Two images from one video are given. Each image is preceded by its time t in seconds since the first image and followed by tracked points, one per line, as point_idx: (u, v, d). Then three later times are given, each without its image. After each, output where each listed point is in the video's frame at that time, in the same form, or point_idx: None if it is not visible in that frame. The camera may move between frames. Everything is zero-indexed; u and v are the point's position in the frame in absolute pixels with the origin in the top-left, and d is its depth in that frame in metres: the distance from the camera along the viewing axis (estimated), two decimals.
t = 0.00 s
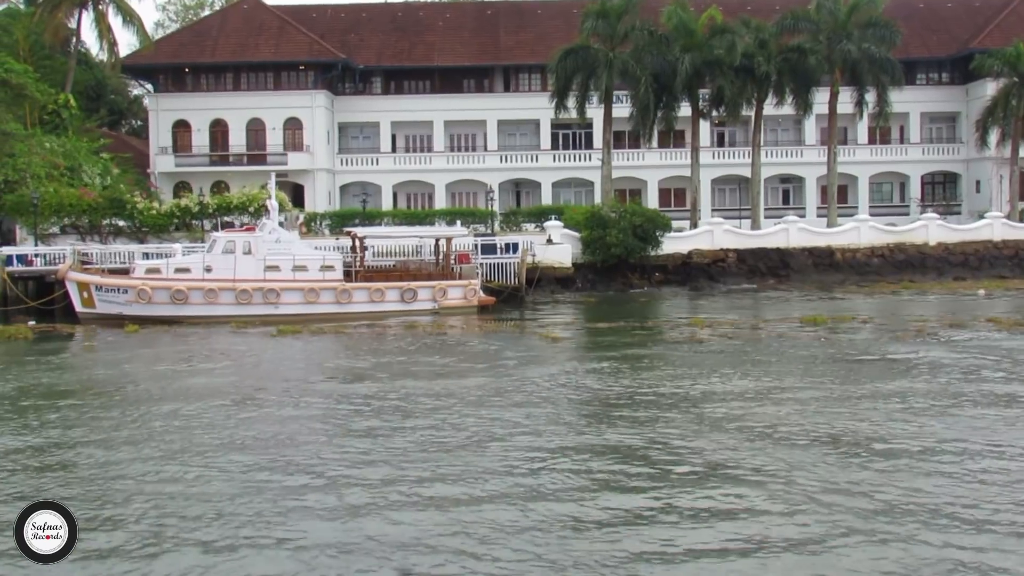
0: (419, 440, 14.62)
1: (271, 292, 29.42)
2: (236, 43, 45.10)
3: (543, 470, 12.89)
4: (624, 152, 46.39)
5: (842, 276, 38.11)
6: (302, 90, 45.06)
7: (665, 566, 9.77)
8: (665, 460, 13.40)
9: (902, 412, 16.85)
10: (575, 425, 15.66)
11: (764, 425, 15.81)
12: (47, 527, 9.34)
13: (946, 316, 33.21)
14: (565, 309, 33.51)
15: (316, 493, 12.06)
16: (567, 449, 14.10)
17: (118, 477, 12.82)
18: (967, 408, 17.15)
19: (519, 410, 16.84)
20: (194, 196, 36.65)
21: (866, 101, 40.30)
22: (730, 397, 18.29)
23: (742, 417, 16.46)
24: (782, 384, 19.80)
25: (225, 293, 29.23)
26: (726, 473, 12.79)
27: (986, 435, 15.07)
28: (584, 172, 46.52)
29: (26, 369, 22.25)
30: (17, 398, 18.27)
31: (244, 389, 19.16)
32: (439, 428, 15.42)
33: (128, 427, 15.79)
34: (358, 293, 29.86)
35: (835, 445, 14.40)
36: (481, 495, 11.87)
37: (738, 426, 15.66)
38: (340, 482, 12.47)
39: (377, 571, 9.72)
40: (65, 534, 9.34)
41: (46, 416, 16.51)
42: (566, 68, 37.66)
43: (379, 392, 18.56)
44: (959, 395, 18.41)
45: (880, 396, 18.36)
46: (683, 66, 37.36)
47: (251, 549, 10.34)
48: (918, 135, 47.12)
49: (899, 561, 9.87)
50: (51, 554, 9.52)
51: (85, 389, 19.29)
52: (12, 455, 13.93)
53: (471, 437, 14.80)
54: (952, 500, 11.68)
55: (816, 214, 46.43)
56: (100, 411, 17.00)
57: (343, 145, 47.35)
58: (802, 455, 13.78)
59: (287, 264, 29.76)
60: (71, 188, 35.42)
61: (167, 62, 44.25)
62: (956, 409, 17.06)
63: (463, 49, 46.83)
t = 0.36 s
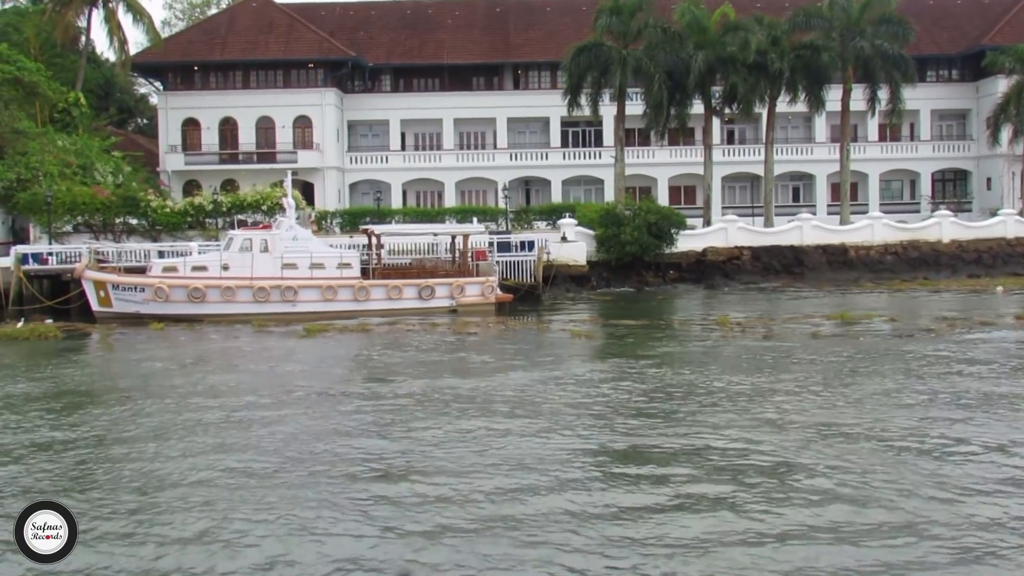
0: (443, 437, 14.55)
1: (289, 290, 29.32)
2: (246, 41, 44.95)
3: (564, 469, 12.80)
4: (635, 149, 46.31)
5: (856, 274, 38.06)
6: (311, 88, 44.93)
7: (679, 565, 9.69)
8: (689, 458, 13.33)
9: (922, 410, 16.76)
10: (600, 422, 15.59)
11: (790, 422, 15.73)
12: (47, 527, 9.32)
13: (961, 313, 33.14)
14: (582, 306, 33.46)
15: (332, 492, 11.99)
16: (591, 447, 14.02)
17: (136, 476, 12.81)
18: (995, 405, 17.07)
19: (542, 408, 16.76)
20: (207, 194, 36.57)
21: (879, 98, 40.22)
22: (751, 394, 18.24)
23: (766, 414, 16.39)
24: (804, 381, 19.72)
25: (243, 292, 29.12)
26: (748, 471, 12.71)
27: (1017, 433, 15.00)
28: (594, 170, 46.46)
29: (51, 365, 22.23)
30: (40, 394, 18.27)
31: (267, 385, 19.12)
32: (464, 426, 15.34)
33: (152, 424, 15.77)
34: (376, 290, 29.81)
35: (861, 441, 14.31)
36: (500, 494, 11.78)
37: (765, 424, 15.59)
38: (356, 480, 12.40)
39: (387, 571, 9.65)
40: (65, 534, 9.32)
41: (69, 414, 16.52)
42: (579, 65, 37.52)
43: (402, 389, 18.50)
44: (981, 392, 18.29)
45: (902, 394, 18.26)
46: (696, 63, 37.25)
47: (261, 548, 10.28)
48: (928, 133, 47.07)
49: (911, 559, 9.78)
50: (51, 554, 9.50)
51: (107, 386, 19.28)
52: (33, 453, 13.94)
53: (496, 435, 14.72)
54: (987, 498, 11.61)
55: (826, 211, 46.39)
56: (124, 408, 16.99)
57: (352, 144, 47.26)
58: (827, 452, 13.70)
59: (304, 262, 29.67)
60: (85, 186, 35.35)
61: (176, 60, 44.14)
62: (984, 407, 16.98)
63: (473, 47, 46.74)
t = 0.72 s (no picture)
0: (469, 436, 14.43)
1: (307, 288, 29.13)
2: (256, 39, 44.78)
3: (591, 468, 12.69)
4: (646, 147, 46.20)
5: (870, 271, 37.96)
6: (321, 86, 44.78)
7: (696, 565, 9.59)
8: (721, 456, 13.20)
9: (946, 407, 16.63)
10: (628, 420, 15.49)
11: (820, 420, 15.62)
12: (47, 527, 9.27)
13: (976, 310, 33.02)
14: (600, 304, 33.36)
15: (350, 489, 11.90)
16: (620, 445, 13.91)
17: (154, 473, 12.74)
18: None
19: (570, 405, 16.64)
20: (221, 192, 36.39)
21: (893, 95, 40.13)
22: (777, 392, 18.13)
23: (791, 411, 16.27)
24: (830, 378, 19.61)
25: (261, 290, 28.98)
26: (776, 469, 12.61)
27: None
28: (604, 167, 46.36)
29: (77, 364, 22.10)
30: (65, 391, 18.19)
31: (295, 383, 19.03)
32: (491, 424, 15.22)
33: (179, 419, 15.70)
34: (394, 287, 29.69)
35: (890, 437, 14.20)
36: (528, 493, 11.68)
37: (795, 422, 15.48)
38: (377, 479, 12.28)
39: (401, 572, 9.55)
40: (65, 534, 9.26)
41: (93, 410, 16.44)
42: (593, 62, 37.34)
43: (431, 386, 18.39)
44: (1008, 388, 18.19)
45: (930, 390, 18.11)
46: (711, 60, 37.10)
47: (272, 546, 10.20)
48: (939, 130, 46.97)
49: (931, 559, 9.68)
50: (51, 554, 9.45)
51: (132, 383, 19.22)
52: (53, 449, 13.89)
53: (524, 433, 14.60)
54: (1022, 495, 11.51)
55: (837, 208, 46.28)
56: (152, 405, 16.90)
57: (361, 142, 47.13)
58: (856, 450, 13.59)
59: (322, 260, 29.50)
60: (98, 185, 35.22)
61: (185, 58, 43.97)
62: (1013, 403, 16.88)
63: (483, 44, 46.60)
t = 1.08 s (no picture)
0: (496, 434, 14.38)
1: (325, 286, 29.00)
2: (267, 37, 44.69)
3: (615, 466, 12.66)
4: (656, 145, 46.10)
5: (885, 269, 37.88)
6: (333, 83, 44.69)
7: (708, 563, 9.59)
8: (752, 454, 13.17)
9: (969, 405, 16.57)
10: (654, 418, 15.43)
11: (846, 418, 15.56)
12: (47, 527, 9.37)
13: (991, 307, 32.89)
14: (617, 302, 33.28)
15: (367, 487, 11.88)
16: (648, 443, 13.86)
17: (173, 468, 12.78)
18: None
19: (595, 403, 16.59)
20: (237, 189, 36.32)
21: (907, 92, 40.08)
22: (803, 389, 18.06)
23: (815, 408, 16.22)
24: (855, 375, 19.53)
25: (279, 287, 28.86)
26: (800, 466, 12.57)
27: None
28: (615, 165, 46.29)
29: (102, 361, 22.06)
30: (92, 388, 18.18)
31: (321, 380, 18.98)
32: (520, 422, 15.18)
33: (206, 415, 15.68)
34: (412, 286, 29.58)
35: (921, 436, 14.15)
36: (556, 492, 11.66)
37: (823, 419, 15.42)
38: (397, 476, 12.26)
39: (411, 569, 9.55)
40: (65, 534, 9.36)
41: (121, 407, 16.44)
42: (608, 59, 37.29)
43: (459, 383, 18.34)
44: None
45: (956, 387, 18.05)
46: (725, 57, 37.03)
47: (283, 543, 10.23)
48: (951, 127, 46.88)
49: (946, 557, 9.64)
50: (51, 554, 9.54)
51: (155, 380, 19.22)
52: (76, 445, 13.94)
53: (551, 431, 14.55)
54: None
55: (848, 206, 46.19)
56: (178, 401, 16.88)
57: (372, 139, 47.04)
58: (883, 449, 13.53)
59: (340, 258, 29.35)
60: (112, 183, 35.18)
61: (196, 55, 43.89)
62: None
63: (493, 41, 46.48)
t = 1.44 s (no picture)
0: (524, 434, 14.24)
1: (345, 285, 28.88)
2: (277, 35, 44.55)
3: (642, 467, 12.53)
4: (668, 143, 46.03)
5: (900, 267, 37.78)
6: (344, 81, 44.57)
7: (728, 567, 9.46)
8: (784, 454, 13.09)
9: (996, 403, 16.47)
10: (684, 417, 15.30)
11: (875, 416, 15.42)
12: (47, 527, 9.26)
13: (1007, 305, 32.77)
14: (633, 300, 33.23)
15: (393, 487, 11.81)
16: (679, 442, 13.73)
17: (194, 469, 12.68)
18: None
19: (621, 401, 16.46)
20: (251, 188, 36.18)
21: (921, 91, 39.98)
22: (831, 387, 17.90)
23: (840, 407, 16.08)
24: (882, 372, 19.37)
25: (298, 287, 28.74)
26: (830, 467, 12.44)
27: None
28: (626, 164, 46.21)
29: (127, 359, 22.05)
30: (120, 387, 18.10)
31: (350, 379, 18.88)
32: (549, 421, 15.10)
33: (234, 416, 15.55)
34: (432, 286, 29.46)
35: (953, 437, 14.05)
36: (585, 492, 11.60)
37: (855, 418, 15.28)
38: (420, 478, 12.12)
39: (433, 571, 9.48)
40: (66, 533, 9.26)
41: (149, 406, 16.36)
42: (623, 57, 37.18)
43: (487, 382, 18.25)
44: None
45: (984, 385, 17.94)
46: (741, 55, 36.92)
47: (304, 544, 10.16)
48: (963, 125, 46.80)
49: (969, 561, 9.51)
50: (50, 554, 9.44)
51: (183, 379, 19.12)
52: (100, 446, 13.86)
53: (581, 431, 14.45)
54: None
55: (860, 204, 46.12)
56: (206, 402, 16.78)
57: (382, 138, 46.91)
58: (914, 449, 13.38)
59: (359, 257, 29.23)
60: (127, 181, 35.22)
61: (207, 53, 43.74)
62: None
63: (505, 39, 46.37)
